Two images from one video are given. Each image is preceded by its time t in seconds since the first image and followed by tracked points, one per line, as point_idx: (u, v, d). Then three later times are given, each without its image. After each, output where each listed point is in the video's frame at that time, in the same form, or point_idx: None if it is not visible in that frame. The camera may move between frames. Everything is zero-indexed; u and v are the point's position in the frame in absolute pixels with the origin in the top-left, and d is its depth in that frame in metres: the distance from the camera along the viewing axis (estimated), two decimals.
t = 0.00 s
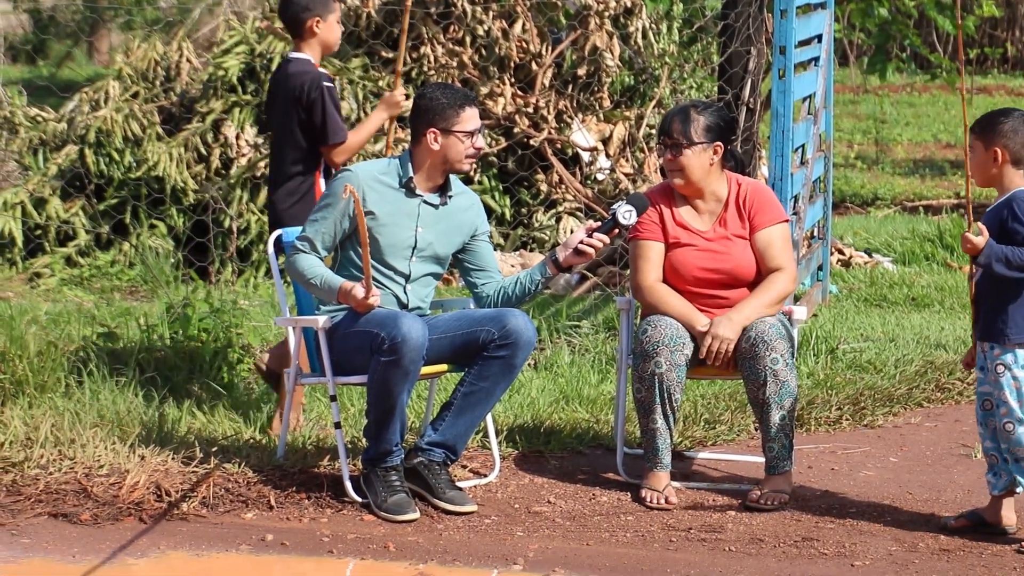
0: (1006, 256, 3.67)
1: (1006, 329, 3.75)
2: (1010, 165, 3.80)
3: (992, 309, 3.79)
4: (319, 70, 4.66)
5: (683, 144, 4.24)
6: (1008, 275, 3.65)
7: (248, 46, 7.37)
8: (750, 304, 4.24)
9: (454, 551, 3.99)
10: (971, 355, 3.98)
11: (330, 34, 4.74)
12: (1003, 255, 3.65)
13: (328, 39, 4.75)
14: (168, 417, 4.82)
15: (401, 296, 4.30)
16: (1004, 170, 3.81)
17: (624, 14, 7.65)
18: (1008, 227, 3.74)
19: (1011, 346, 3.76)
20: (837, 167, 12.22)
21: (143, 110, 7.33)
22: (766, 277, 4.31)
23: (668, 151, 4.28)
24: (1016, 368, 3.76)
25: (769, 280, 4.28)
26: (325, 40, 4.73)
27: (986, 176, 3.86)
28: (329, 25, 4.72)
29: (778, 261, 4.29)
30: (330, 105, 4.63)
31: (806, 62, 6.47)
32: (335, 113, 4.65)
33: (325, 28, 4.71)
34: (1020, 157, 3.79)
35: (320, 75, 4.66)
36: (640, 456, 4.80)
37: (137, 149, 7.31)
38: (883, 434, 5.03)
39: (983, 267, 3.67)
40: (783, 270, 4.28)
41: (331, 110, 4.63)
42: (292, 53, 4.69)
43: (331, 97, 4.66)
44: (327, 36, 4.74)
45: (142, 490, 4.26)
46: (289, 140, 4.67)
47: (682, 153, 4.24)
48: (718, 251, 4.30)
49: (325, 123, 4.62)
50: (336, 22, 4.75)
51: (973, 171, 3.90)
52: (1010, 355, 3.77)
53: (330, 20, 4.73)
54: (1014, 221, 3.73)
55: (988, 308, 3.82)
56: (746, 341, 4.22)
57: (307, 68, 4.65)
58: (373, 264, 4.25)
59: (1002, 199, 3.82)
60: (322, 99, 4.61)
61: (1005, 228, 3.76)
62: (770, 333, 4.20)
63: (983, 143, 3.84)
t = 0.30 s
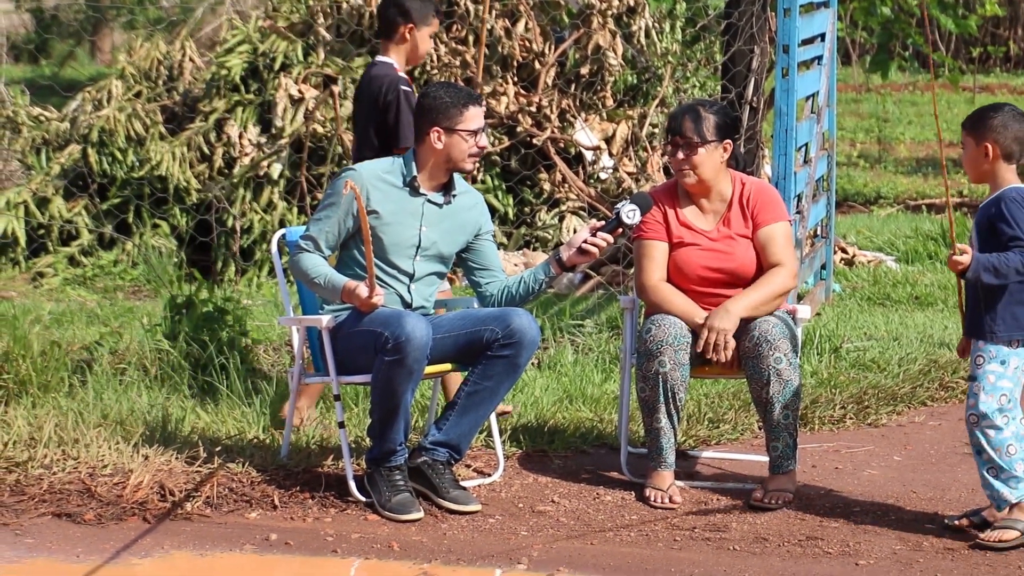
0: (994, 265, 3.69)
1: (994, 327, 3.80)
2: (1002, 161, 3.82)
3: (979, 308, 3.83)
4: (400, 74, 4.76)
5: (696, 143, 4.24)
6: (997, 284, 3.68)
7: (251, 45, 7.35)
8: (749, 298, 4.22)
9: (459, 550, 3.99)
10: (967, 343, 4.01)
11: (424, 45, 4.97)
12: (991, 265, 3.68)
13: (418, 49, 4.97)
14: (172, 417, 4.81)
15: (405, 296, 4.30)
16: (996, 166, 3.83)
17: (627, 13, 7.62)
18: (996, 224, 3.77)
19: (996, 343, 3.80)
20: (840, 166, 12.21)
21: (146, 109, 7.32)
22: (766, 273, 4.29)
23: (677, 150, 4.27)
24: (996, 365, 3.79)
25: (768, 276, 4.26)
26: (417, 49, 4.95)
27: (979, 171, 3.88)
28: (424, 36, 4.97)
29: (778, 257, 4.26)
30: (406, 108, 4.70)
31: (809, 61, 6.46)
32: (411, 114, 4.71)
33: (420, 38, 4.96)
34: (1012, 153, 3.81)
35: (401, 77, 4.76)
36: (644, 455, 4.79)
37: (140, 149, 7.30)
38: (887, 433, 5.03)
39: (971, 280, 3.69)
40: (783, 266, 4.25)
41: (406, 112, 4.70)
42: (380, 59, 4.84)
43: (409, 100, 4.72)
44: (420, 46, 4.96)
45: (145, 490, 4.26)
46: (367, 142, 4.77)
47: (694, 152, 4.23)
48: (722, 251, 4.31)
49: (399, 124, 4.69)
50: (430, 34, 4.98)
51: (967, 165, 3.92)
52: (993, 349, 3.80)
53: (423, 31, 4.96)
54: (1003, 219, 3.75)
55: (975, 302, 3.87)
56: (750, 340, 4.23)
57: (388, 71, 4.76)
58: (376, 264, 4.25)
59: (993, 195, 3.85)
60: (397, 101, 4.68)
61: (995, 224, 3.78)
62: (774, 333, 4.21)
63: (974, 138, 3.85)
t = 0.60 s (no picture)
0: (988, 274, 3.75)
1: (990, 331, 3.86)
2: (996, 161, 3.87)
3: (974, 313, 3.89)
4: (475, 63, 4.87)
5: (697, 140, 4.24)
6: (991, 293, 3.74)
7: (251, 44, 7.32)
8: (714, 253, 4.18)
9: (459, 549, 4.00)
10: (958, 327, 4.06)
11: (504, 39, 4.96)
12: (984, 275, 3.73)
13: (495, 42, 4.96)
14: (172, 416, 4.80)
15: (405, 294, 4.30)
16: (990, 166, 3.87)
17: (626, 11, 7.63)
18: (990, 229, 3.82)
19: (989, 345, 3.85)
20: (838, 164, 12.21)
21: (144, 109, 7.31)
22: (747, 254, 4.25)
23: (677, 148, 4.27)
24: (993, 367, 3.85)
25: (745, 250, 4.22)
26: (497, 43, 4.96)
27: (974, 171, 3.92)
28: (505, 30, 4.95)
29: (760, 239, 4.24)
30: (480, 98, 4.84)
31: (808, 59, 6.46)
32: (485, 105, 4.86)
33: (499, 32, 4.94)
34: (1006, 153, 3.85)
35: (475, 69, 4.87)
36: (644, 454, 4.79)
37: (139, 148, 7.27)
38: (887, 431, 5.03)
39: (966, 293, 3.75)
40: (764, 248, 4.22)
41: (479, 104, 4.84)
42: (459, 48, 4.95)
43: (482, 90, 4.85)
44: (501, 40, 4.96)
45: (145, 489, 4.26)
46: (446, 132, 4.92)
47: (693, 150, 4.24)
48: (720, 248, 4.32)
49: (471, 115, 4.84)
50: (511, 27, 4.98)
51: (963, 165, 3.95)
52: (990, 352, 3.86)
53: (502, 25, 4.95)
54: (997, 224, 3.80)
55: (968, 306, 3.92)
56: (749, 338, 4.25)
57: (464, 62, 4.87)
58: (376, 263, 4.25)
59: (987, 197, 3.89)
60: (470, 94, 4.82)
61: (988, 228, 3.84)
62: (773, 330, 4.22)
63: (970, 138, 3.89)
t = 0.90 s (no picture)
0: (972, 282, 3.77)
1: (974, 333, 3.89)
2: (982, 162, 3.87)
3: (958, 315, 3.92)
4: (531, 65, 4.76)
5: (677, 136, 4.27)
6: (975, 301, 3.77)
7: (237, 41, 7.37)
8: (730, 276, 4.21)
9: (446, 547, 4.00)
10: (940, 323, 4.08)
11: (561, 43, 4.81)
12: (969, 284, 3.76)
13: (552, 45, 4.80)
14: (158, 414, 4.79)
15: (392, 292, 4.30)
16: (976, 167, 3.88)
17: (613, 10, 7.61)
18: (974, 232, 3.84)
19: (973, 347, 3.88)
20: (825, 161, 12.23)
21: (131, 106, 7.34)
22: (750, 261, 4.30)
23: (659, 145, 4.31)
24: (978, 367, 3.88)
25: (753, 262, 4.26)
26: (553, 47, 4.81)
27: (961, 171, 3.92)
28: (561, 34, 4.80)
29: (762, 245, 4.28)
30: (532, 101, 4.72)
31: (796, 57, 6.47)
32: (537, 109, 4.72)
33: (554, 35, 4.79)
34: (992, 153, 3.85)
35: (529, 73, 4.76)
36: (631, 451, 4.79)
37: (125, 145, 7.29)
38: (873, 428, 5.04)
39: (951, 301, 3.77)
40: (767, 254, 4.27)
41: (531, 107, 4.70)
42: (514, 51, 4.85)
43: (536, 94, 4.73)
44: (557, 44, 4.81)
45: (132, 487, 4.25)
46: (503, 134, 4.84)
47: (674, 146, 4.27)
48: (705, 246, 4.33)
49: (524, 118, 4.71)
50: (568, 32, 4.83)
51: (950, 165, 3.96)
52: (974, 353, 3.89)
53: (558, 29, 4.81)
54: (981, 228, 3.82)
55: (952, 307, 3.94)
56: (734, 336, 4.25)
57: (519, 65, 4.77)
58: (363, 260, 4.25)
59: (971, 198, 3.90)
60: (523, 98, 4.70)
61: (972, 231, 3.86)
62: (760, 328, 4.22)
63: (956, 139, 3.90)
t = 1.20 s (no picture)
0: (960, 284, 3.77)
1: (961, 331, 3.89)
2: (966, 159, 3.87)
3: (945, 314, 3.92)
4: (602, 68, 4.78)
5: (659, 135, 4.30)
6: (963, 303, 3.77)
7: (225, 40, 7.34)
8: (728, 296, 4.24)
9: (434, 546, 4.00)
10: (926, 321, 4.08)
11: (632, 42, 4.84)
12: (957, 287, 3.75)
13: (621, 45, 4.84)
14: (146, 412, 4.78)
15: (380, 291, 4.30)
16: (961, 164, 3.88)
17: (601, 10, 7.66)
18: (961, 232, 3.84)
19: (961, 346, 3.88)
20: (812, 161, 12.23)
21: (119, 104, 7.31)
22: (747, 268, 4.31)
23: (644, 143, 4.34)
24: (966, 366, 3.88)
25: (750, 271, 4.28)
26: (624, 48, 4.84)
27: (945, 169, 3.93)
28: (631, 34, 4.83)
29: (758, 251, 4.29)
30: (605, 102, 4.75)
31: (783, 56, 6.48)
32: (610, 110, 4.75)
33: (625, 35, 4.82)
34: (976, 152, 3.85)
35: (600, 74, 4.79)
36: (619, 450, 4.79)
37: (113, 144, 7.27)
38: (862, 428, 5.04)
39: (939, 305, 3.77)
40: (764, 261, 4.28)
41: (604, 108, 4.73)
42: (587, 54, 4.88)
43: (608, 96, 4.75)
44: (628, 44, 4.84)
45: (120, 486, 4.24)
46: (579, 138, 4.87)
47: (657, 144, 4.29)
48: (695, 246, 4.33)
49: (597, 120, 4.74)
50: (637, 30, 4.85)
51: (934, 163, 3.96)
52: (960, 352, 3.90)
53: (626, 28, 4.83)
54: (967, 228, 3.82)
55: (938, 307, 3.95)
56: (723, 335, 4.26)
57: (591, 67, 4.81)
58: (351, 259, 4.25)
59: (957, 197, 3.90)
60: (593, 99, 4.73)
61: (959, 231, 3.86)
62: (749, 327, 4.23)
63: (942, 137, 3.90)
